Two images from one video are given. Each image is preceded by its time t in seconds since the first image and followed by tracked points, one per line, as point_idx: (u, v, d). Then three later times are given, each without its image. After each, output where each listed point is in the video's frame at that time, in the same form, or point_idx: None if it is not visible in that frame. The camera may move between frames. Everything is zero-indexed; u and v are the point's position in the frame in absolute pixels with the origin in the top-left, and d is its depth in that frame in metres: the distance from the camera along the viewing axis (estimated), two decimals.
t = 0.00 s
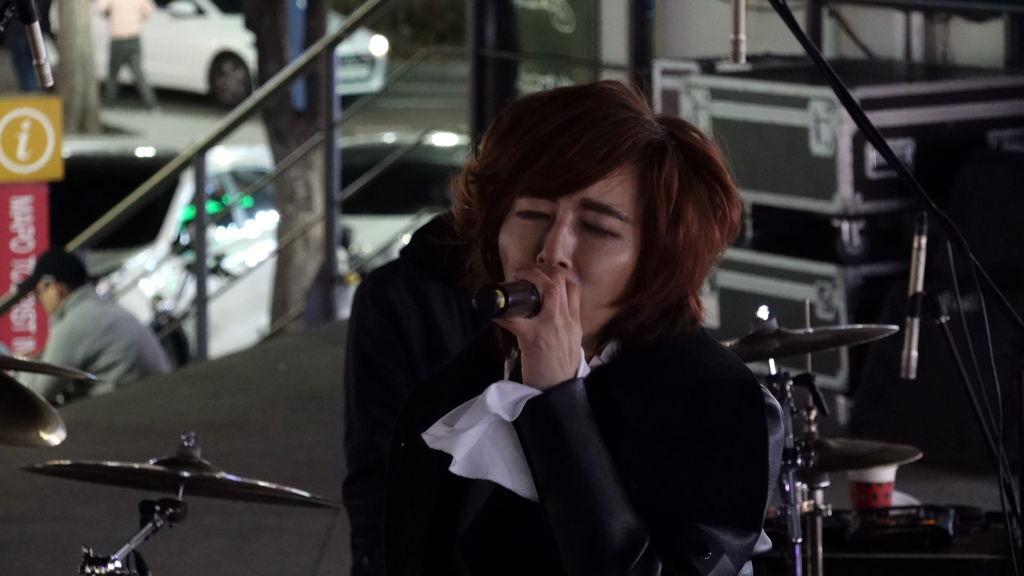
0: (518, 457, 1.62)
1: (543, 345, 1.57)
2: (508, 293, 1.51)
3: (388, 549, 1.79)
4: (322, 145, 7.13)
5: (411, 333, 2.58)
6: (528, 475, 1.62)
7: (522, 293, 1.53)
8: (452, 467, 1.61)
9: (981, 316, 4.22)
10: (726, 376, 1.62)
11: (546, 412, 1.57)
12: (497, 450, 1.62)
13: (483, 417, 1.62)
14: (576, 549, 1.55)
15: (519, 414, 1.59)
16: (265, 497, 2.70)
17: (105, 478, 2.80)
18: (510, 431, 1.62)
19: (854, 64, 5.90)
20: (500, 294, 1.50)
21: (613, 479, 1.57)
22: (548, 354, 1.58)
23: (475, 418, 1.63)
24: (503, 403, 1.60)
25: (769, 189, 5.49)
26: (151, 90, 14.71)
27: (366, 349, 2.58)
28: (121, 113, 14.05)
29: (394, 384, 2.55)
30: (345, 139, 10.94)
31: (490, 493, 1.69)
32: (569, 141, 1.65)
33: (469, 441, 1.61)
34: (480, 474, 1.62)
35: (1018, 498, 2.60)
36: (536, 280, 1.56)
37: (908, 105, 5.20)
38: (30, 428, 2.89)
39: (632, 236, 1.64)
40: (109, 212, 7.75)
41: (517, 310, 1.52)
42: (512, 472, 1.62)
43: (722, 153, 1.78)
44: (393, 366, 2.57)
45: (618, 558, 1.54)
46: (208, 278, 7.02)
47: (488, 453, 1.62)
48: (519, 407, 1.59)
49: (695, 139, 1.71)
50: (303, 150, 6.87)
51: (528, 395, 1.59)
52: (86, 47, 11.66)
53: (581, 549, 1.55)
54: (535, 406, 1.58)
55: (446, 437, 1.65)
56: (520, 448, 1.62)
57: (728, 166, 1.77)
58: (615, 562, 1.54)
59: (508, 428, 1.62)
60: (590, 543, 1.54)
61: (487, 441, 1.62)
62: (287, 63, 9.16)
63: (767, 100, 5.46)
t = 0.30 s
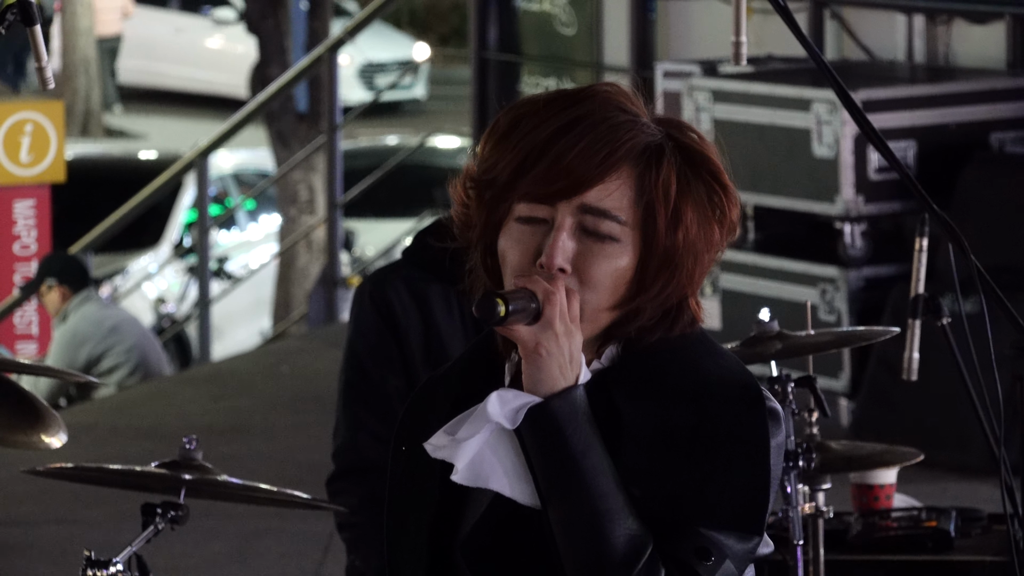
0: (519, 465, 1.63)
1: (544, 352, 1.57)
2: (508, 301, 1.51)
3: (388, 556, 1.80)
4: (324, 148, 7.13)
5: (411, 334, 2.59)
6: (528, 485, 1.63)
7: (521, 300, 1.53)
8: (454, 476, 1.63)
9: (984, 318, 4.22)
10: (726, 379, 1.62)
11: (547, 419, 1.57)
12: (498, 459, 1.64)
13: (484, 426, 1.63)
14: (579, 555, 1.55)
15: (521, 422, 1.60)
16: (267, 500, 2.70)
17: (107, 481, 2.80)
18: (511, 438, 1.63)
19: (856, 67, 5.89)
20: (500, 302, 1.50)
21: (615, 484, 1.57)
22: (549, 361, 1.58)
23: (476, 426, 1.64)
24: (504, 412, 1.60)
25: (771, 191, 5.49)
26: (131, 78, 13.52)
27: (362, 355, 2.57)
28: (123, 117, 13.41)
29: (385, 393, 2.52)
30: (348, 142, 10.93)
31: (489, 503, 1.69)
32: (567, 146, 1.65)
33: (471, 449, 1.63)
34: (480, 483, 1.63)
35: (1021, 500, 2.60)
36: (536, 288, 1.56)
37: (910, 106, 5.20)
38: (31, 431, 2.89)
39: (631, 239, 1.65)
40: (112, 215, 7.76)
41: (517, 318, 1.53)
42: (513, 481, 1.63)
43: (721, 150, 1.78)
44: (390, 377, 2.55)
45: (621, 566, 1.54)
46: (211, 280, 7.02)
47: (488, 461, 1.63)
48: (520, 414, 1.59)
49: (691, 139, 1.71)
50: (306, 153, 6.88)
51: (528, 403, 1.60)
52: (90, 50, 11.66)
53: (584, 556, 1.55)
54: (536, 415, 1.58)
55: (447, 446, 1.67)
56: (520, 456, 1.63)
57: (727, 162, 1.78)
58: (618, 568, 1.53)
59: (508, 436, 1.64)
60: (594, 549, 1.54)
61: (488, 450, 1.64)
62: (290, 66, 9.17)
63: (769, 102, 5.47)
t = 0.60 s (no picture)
0: (520, 463, 1.63)
1: (543, 353, 1.57)
2: (507, 302, 1.52)
3: (390, 557, 1.81)
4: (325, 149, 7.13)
5: (413, 336, 2.64)
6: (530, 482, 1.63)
7: (521, 302, 1.54)
8: (457, 477, 1.64)
9: (984, 318, 4.22)
10: (725, 380, 1.63)
11: (547, 420, 1.58)
12: (500, 458, 1.64)
13: (484, 427, 1.64)
14: (579, 555, 1.56)
15: (519, 423, 1.60)
16: (268, 500, 2.71)
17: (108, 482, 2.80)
18: (512, 438, 1.64)
19: (857, 66, 5.88)
20: (499, 303, 1.51)
21: (614, 485, 1.58)
22: (548, 362, 1.58)
23: (477, 428, 1.65)
24: (504, 412, 1.61)
25: (773, 192, 5.49)
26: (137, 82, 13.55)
27: (358, 354, 2.65)
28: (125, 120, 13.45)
29: (376, 399, 2.62)
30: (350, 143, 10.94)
31: (490, 501, 1.69)
32: (565, 150, 1.65)
33: (473, 451, 1.63)
34: (484, 482, 1.64)
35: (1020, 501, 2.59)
36: (535, 289, 1.56)
37: (910, 106, 5.19)
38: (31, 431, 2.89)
39: (629, 243, 1.66)
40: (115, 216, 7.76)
41: (517, 319, 1.53)
42: (516, 479, 1.63)
43: (718, 150, 1.79)
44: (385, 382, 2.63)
45: (620, 566, 1.55)
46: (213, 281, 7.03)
47: (490, 461, 1.64)
48: (519, 415, 1.60)
49: (688, 140, 1.72)
50: (307, 154, 6.88)
51: (527, 404, 1.60)
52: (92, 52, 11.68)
53: (584, 557, 1.55)
54: (535, 416, 1.58)
55: (448, 448, 1.68)
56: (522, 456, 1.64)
57: (724, 163, 1.78)
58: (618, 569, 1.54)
59: (509, 437, 1.64)
60: (592, 550, 1.55)
61: (490, 450, 1.64)
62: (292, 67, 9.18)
63: (770, 102, 5.47)
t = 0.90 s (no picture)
0: (519, 466, 1.64)
1: (540, 356, 1.58)
2: (501, 306, 1.53)
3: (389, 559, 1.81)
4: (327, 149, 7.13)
5: (412, 335, 2.67)
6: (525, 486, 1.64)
7: (518, 305, 1.55)
8: (451, 480, 1.64)
9: (987, 319, 4.22)
10: (723, 381, 1.63)
11: (545, 423, 1.58)
12: (497, 461, 1.65)
13: (481, 430, 1.65)
14: (578, 558, 1.56)
15: (518, 425, 1.61)
16: (269, 501, 2.70)
17: (109, 484, 2.80)
18: (509, 442, 1.65)
19: (857, 67, 5.88)
20: (494, 307, 1.52)
21: (612, 488, 1.58)
22: (545, 365, 1.59)
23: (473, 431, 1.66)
24: (501, 416, 1.62)
25: (773, 193, 5.49)
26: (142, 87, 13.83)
27: (358, 357, 2.65)
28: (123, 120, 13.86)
29: (376, 402, 2.58)
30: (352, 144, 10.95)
31: (487, 504, 1.69)
32: (564, 152, 1.66)
33: (469, 453, 1.65)
34: (478, 487, 1.65)
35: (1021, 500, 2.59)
36: (533, 292, 1.58)
37: (911, 106, 5.19)
38: (32, 433, 2.89)
39: (629, 245, 1.67)
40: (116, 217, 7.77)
41: (513, 322, 1.54)
42: (511, 484, 1.64)
43: (718, 151, 1.80)
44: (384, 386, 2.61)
45: (618, 568, 1.55)
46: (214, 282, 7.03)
47: (488, 463, 1.65)
48: (517, 418, 1.61)
49: (688, 141, 1.73)
50: (309, 155, 6.87)
51: (525, 407, 1.61)
52: (93, 52, 11.69)
53: (582, 559, 1.56)
54: (533, 418, 1.59)
55: (444, 450, 1.69)
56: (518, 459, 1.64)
57: (724, 164, 1.79)
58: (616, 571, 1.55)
59: (506, 442, 1.65)
60: (590, 553, 1.55)
61: (486, 454, 1.65)
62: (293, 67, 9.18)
63: (771, 103, 5.47)
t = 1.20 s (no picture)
0: (521, 470, 1.65)
1: (540, 361, 1.58)
2: (503, 313, 1.53)
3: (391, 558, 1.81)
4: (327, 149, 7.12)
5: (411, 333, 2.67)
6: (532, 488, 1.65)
7: (518, 311, 1.54)
8: (462, 488, 1.65)
9: (988, 320, 4.22)
10: (723, 381, 1.64)
11: (545, 428, 1.58)
12: (502, 464, 1.65)
13: (486, 436, 1.65)
14: (579, 560, 1.56)
15: (519, 431, 1.61)
16: (269, 502, 2.70)
17: (110, 485, 2.80)
18: (513, 448, 1.65)
19: (858, 68, 5.89)
20: (495, 315, 1.51)
21: (613, 491, 1.59)
22: (546, 370, 1.59)
23: (478, 438, 1.65)
24: (502, 421, 1.62)
25: (775, 194, 5.49)
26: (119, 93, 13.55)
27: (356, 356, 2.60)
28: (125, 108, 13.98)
29: (373, 402, 2.47)
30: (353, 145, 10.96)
31: (490, 503, 1.70)
32: (563, 152, 1.66)
33: (476, 461, 1.64)
34: (490, 489, 1.65)
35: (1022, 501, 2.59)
36: (533, 297, 1.57)
37: (912, 108, 5.19)
38: (33, 433, 2.89)
39: (629, 243, 1.67)
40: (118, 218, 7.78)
41: (513, 328, 1.54)
42: (520, 484, 1.64)
43: (716, 150, 1.81)
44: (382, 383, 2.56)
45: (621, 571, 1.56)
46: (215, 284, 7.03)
47: (492, 469, 1.65)
48: (518, 424, 1.61)
49: (686, 140, 1.74)
50: (310, 156, 6.87)
51: (527, 412, 1.61)
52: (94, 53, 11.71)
53: (584, 563, 1.56)
54: (535, 422, 1.59)
55: (450, 461, 1.69)
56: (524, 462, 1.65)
57: (722, 163, 1.80)
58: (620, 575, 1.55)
59: (511, 446, 1.65)
60: (592, 555, 1.56)
61: (492, 458, 1.65)
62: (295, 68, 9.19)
63: (773, 104, 5.46)
